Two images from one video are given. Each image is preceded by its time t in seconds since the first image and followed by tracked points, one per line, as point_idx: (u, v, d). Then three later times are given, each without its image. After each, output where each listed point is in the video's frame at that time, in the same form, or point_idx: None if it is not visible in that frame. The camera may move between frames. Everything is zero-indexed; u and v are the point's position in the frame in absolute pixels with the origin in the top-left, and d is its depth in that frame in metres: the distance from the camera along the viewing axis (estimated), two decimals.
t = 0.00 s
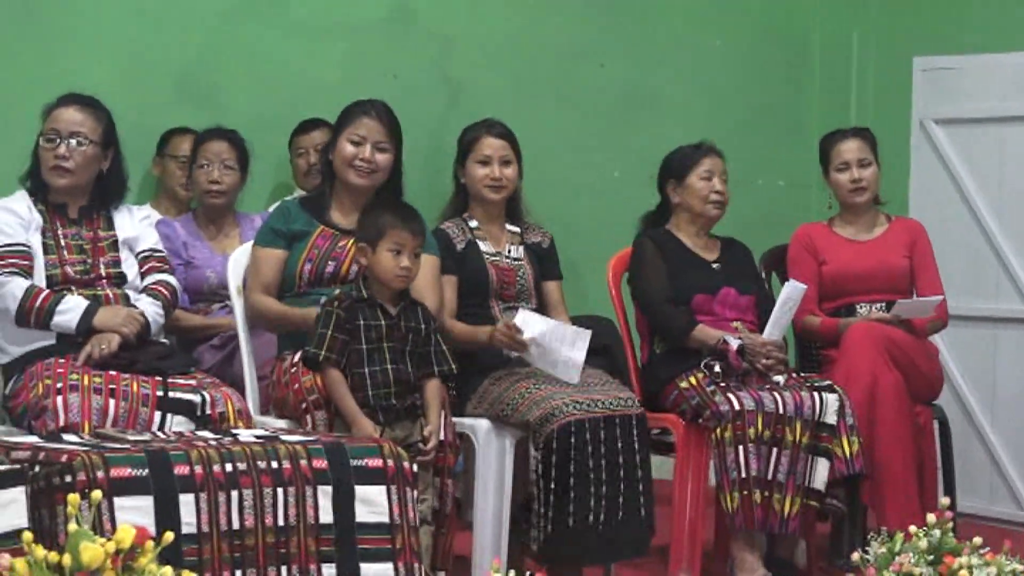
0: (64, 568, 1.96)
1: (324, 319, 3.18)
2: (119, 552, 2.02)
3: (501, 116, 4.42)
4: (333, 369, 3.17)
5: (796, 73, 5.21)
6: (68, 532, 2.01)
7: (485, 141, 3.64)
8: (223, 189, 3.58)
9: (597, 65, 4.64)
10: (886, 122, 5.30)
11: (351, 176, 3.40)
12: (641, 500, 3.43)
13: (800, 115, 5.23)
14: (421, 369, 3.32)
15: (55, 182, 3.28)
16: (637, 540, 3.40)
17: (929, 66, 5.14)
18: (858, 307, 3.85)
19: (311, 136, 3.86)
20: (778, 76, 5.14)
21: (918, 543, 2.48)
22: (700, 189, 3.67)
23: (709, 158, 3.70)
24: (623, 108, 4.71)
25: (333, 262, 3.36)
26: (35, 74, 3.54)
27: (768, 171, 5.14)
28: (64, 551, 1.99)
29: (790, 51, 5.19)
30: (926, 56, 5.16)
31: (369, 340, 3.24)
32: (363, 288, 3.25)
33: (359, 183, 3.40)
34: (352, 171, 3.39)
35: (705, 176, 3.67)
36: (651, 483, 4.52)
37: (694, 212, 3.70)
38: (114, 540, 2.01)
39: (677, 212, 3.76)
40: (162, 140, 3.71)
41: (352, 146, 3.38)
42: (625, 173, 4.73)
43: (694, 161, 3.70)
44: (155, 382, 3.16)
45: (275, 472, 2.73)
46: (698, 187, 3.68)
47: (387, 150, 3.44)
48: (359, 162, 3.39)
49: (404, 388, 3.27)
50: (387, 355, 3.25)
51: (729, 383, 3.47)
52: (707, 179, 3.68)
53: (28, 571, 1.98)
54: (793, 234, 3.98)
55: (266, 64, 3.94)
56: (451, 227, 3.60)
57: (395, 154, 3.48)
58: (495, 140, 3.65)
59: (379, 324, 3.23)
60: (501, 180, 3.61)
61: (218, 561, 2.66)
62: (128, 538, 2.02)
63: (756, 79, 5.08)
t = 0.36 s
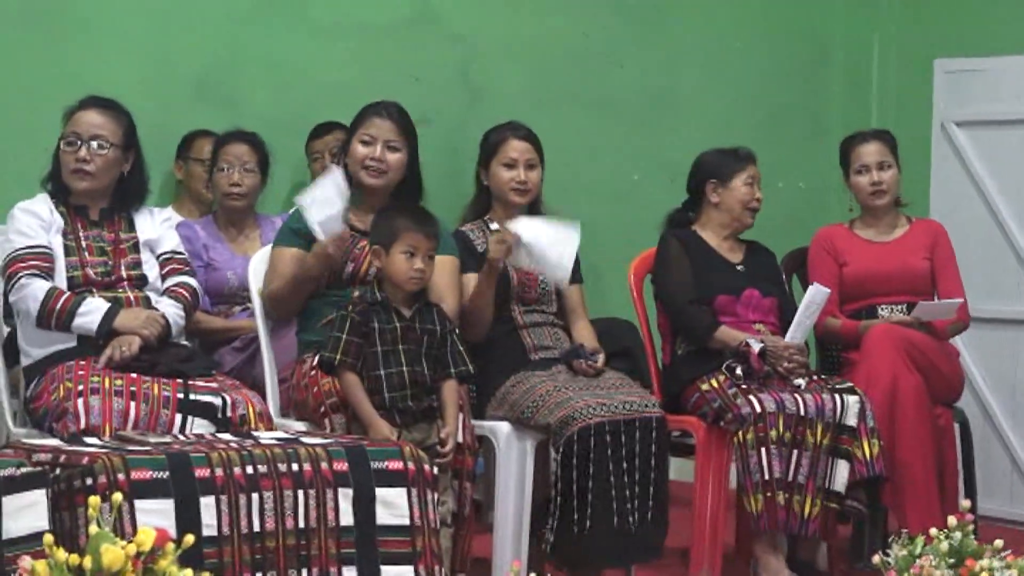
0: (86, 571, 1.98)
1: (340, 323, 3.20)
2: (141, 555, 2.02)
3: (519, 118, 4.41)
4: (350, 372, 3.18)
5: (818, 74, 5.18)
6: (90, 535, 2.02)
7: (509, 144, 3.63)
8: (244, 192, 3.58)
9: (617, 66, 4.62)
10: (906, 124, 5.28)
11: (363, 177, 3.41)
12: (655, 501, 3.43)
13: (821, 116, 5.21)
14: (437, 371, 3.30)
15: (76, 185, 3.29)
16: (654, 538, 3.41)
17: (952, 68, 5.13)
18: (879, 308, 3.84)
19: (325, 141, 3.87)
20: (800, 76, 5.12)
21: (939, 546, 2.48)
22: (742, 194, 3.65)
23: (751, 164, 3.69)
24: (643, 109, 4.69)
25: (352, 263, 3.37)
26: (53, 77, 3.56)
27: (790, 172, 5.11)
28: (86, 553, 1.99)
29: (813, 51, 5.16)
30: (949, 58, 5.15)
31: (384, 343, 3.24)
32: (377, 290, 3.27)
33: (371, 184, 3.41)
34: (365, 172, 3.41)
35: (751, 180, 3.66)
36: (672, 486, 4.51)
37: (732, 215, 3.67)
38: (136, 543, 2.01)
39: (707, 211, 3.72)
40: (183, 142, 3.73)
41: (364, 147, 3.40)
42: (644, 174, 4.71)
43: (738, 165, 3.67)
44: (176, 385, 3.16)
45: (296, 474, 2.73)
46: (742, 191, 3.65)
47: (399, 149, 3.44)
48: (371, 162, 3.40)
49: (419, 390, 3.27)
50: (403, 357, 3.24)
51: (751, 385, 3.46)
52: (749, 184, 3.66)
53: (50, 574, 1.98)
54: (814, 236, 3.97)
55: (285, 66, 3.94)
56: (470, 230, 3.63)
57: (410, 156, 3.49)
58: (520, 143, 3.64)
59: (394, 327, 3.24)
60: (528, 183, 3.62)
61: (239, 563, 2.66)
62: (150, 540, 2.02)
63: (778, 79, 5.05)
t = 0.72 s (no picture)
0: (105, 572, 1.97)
1: (359, 325, 3.20)
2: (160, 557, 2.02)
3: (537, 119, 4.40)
4: (370, 375, 3.18)
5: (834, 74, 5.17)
6: (109, 537, 2.02)
7: (530, 145, 3.65)
8: (263, 194, 3.59)
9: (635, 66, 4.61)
10: (926, 125, 5.27)
11: (382, 178, 3.40)
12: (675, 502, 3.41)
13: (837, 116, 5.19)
14: (457, 372, 3.30)
15: (96, 187, 3.29)
16: (673, 540, 3.39)
17: (970, 70, 5.11)
18: (900, 310, 3.84)
19: (343, 143, 3.85)
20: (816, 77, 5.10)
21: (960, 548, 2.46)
22: (774, 195, 3.67)
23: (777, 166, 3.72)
24: (661, 109, 4.68)
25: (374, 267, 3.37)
26: (69, 78, 3.56)
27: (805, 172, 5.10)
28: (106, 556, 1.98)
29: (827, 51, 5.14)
30: (966, 60, 5.12)
31: (404, 345, 3.24)
32: (397, 292, 3.26)
33: (390, 185, 3.39)
34: (383, 173, 3.39)
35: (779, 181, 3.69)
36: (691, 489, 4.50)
37: (760, 216, 3.68)
38: (155, 545, 2.02)
39: (731, 211, 3.72)
40: (203, 145, 3.74)
41: (382, 148, 3.39)
42: (661, 175, 4.69)
43: (767, 168, 3.68)
44: (196, 387, 3.17)
45: (314, 476, 2.73)
46: (772, 192, 3.67)
47: (418, 151, 3.41)
48: (389, 163, 3.38)
49: (441, 391, 3.27)
50: (423, 359, 3.25)
51: (774, 384, 3.45)
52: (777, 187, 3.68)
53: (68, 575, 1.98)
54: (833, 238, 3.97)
55: (302, 67, 3.94)
56: (491, 231, 3.62)
57: (429, 157, 3.46)
58: (540, 144, 3.66)
59: (414, 328, 3.24)
60: (549, 183, 3.61)
61: (258, 565, 2.65)
62: (169, 544, 2.01)
63: (796, 79, 5.04)
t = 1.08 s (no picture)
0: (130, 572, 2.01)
1: (380, 325, 3.21)
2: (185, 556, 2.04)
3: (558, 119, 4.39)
4: (391, 375, 3.18)
5: (873, 75, 5.05)
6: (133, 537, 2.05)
7: (553, 146, 3.65)
8: (285, 195, 3.59)
9: (658, 66, 4.58)
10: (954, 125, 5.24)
11: (404, 179, 3.40)
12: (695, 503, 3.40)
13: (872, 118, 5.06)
14: (478, 372, 3.29)
15: (119, 187, 3.30)
16: (695, 540, 3.38)
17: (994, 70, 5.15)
18: (923, 311, 3.82)
19: (368, 144, 3.86)
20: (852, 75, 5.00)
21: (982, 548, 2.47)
22: (796, 190, 3.68)
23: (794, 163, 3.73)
24: (686, 110, 4.64)
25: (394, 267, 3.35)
26: (89, 80, 3.59)
27: (842, 171, 4.99)
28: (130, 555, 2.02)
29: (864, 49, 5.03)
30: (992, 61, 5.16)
31: (426, 345, 3.24)
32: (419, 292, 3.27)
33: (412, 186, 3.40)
34: (406, 175, 3.39)
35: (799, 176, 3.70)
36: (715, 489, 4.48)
37: (784, 212, 3.67)
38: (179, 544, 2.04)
39: (753, 210, 3.71)
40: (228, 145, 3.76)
41: (405, 150, 3.39)
42: (685, 176, 4.66)
43: (786, 165, 3.69)
44: (218, 387, 3.17)
45: (337, 476, 2.73)
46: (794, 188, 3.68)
47: (441, 152, 3.42)
48: (412, 165, 3.38)
49: (462, 391, 3.27)
50: (445, 359, 3.24)
51: (797, 383, 3.46)
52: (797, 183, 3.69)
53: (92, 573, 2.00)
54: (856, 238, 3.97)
55: (322, 68, 3.94)
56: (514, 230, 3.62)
57: (452, 158, 3.46)
58: (563, 145, 3.66)
59: (435, 328, 3.24)
60: (572, 184, 3.61)
61: (280, 565, 2.66)
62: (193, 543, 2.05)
63: (830, 79, 4.94)
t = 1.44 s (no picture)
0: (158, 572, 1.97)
1: (408, 327, 3.22)
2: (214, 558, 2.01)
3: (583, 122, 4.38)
4: (418, 376, 3.20)
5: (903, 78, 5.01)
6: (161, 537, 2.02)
7: (574, 146, 3.63)
8: (315, 196, 3.61)
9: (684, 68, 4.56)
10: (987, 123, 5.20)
11: (431, 181, 3.40)
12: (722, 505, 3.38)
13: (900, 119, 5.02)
14: (507, 374, 3.30)
15: (148, 189, 3.31)
16: (725, 542, 3.37)
17: None
18: (951, 313, 3.82)
19: (398, 145, 3.86)
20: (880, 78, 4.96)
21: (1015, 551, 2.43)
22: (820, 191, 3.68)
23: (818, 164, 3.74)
24: (711, 112, 4.63)
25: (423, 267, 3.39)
26: (120, 82, 3.63)
27: (867, 174, 4.96)
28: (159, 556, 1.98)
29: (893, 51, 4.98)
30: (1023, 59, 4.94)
31: (454, 347, 3.25)
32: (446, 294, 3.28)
33: (439, 188, 3.40)
34: (432, 176, 3.40)
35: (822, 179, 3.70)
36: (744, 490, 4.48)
37: (813, 212, 3.67)
38: (208, 545, 2.00)
39: (781, 211, 3.70)
40: (258, 147, 3.77)
41: (431, 152, 3.39)
42: (711, 179, 4.64)
43: (810, 165, 3.70)
44: (248, 388, 3.17)
45: (366, 478, 2.74)
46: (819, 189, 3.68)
47: (466, 153, 3.41)
48: (438, 167, 3.39)
49: (490, 393, 3.26)
50: (473, 360, 3.24)
51: (826, 384, 3.44)
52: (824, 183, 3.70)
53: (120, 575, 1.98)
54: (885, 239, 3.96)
55: (347, 71, 3.95)
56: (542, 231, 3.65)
57: (478, 159, 3.45)
58: (587, 145, 3.62)
59: (463, 330, 3.25)
60: (589, 183, 3.59)
61: (309, 567, 2.66)
62: (222, 544, 2.01)
63: (857, 82, 4.91)
